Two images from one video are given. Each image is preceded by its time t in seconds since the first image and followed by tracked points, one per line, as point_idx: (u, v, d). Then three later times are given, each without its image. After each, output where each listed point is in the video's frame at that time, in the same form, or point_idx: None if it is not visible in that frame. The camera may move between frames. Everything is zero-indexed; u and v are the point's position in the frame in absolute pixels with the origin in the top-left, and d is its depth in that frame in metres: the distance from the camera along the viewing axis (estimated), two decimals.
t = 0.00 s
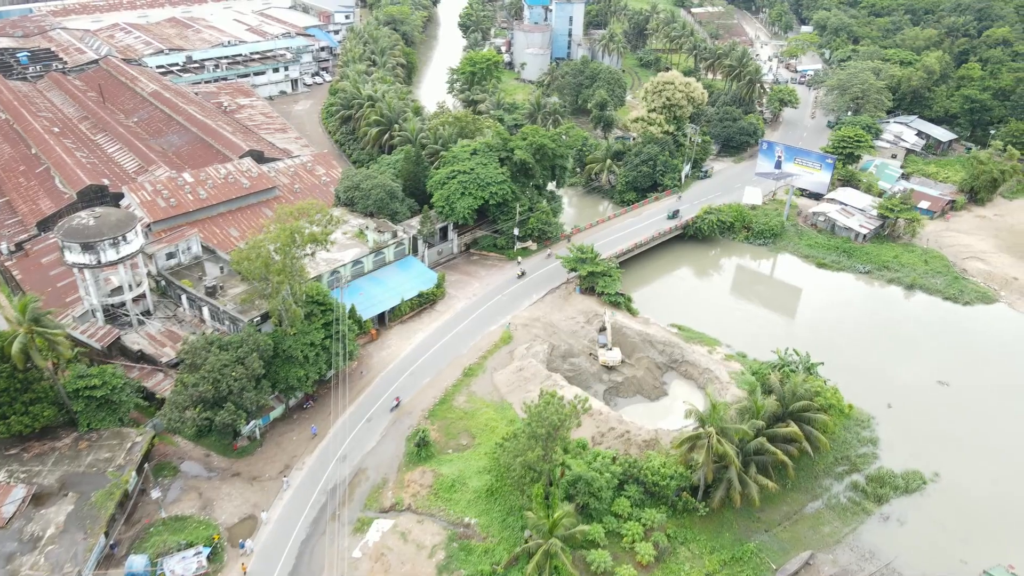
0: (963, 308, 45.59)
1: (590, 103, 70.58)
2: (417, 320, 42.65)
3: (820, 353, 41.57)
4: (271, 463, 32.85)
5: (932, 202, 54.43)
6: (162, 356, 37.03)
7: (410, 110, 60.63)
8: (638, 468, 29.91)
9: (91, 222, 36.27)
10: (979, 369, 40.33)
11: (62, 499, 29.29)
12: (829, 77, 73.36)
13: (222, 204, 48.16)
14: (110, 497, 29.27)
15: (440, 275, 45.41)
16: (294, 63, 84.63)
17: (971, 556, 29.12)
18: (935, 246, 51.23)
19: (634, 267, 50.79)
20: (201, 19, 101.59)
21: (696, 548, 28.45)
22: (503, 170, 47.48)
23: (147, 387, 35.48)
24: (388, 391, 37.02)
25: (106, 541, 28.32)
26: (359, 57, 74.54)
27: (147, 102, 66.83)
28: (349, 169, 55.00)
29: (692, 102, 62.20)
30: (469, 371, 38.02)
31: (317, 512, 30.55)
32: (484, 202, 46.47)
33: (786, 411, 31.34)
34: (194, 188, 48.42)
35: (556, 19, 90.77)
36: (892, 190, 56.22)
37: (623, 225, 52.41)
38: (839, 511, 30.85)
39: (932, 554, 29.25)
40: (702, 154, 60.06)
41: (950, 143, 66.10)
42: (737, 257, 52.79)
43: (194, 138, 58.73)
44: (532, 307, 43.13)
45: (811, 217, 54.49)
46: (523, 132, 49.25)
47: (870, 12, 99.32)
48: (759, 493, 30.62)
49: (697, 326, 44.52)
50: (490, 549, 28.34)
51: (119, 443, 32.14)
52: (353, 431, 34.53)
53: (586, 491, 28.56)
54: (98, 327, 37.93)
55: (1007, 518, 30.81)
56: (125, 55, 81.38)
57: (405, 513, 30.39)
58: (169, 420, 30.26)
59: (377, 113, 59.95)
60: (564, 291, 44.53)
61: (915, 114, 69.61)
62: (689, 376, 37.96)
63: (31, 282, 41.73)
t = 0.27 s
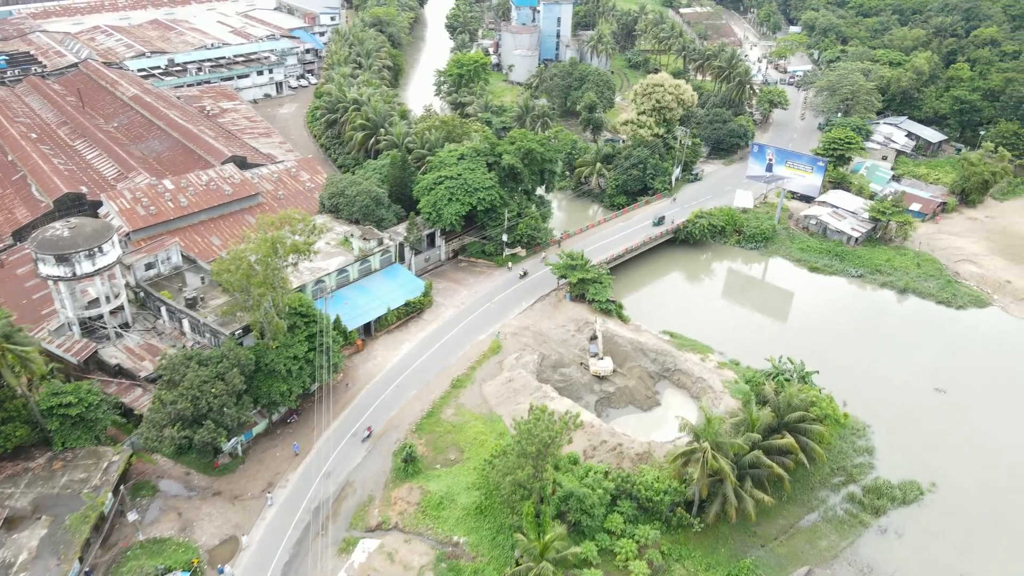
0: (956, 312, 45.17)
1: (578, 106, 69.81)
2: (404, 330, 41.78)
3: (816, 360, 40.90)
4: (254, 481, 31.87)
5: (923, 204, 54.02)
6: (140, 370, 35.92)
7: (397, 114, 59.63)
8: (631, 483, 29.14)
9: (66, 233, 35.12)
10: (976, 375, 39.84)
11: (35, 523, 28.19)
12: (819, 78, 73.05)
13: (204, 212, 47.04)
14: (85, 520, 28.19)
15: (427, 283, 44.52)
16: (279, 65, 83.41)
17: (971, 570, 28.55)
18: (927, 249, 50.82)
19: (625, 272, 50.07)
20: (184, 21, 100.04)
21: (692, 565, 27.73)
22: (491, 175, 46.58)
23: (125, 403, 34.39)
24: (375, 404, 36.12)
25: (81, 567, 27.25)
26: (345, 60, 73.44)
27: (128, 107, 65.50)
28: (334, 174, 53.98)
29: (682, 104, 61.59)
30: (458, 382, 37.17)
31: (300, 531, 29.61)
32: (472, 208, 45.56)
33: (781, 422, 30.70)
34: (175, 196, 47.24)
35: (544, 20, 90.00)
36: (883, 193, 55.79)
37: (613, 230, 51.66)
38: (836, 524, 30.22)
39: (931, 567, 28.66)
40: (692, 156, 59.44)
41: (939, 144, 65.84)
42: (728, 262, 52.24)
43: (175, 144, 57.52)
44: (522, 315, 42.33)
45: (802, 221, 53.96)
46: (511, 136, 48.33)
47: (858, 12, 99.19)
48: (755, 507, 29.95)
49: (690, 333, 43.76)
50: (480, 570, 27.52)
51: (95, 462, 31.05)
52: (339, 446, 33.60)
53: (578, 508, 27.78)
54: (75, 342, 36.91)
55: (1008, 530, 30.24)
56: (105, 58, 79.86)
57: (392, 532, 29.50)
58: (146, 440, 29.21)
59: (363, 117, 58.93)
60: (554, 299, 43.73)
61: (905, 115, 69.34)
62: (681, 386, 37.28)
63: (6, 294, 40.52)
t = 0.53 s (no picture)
0: (949, 316, 44.74)
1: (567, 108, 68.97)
2: (390, 340, 40.89)
3: (811, 368, 40.24)
4: (235, 500, 30.88)
5: (914, 206, 53.62)
6: (118, 386, 34.80)
7: (382, 117, 58.65)
8: (625, 498, 28.34)
9: (39, 244, 33.92)
10: (972, 382, 39.36)
11: (6, 549, 27.09)
12: (808, 79, 72.66)
13: (184, 219, 45.88)
14: (58, 545, 27.12)
15: (414, 292, 43.65)
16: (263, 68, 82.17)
17: None
18: (919, 252, 50.39)
19: (616, 278, 49.32)
20: (167, 23, 98.48)
21: None
22: (478, 180, 45.73)
23: (102, 420, 33.28)
24: (361, 418, 35.18)
25: None
26: (330, 62, 72.34)
27: (107, 111, 64.12)
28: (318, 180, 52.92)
29: (672, 107, 60.54)
30: (445, 394, 36.31)
31: (283, 552, 28.64)
32: (459, 214, 44.66)
33: (777, 434, 30.06)
34: (154, 203, 46.04)
35: (532, 21, 89.24)
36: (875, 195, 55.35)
37: (603, 235, 50.87)
38: (833, 538, 29.60)
39: None
40: (682, 159, 58.83)
41: (929, 145, 65.55)
42: (719, 266, 51.66)
43: (156, 149, 56.26)
44: (511, 323, 41.51)
45: (794, 224, 53.43)
46: (499, 140, 47.43)
47: (846, 13, 99.03)
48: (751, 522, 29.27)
49: (683, 340, 42.99)
50: None
51: (69, 483, 29.98)
52: (323, 462, 32.66)
53: (570, 526, 26.98)
54: (50, 356, 35.86)
55: (1010, 541, 29.67)
56: (85, 62, 78.33)
57: (378, 552, 28.60)
58: (122, 460, 28.16)
59: (348, 121, 57.90)
60: (544, 306, 42.92)
61: (894, 115, 69.06)
62: (674, 395, 36.58)
63: None
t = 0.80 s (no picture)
0: (943, 321, 44.31)
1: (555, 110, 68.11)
2: (376, 350, 39.98)
3: (807, 375, 39.59)
4: (216, 520, 29.87)
5: (906, 209, 53.27)
6: (94, 402, 33.67)
7: (368, 121, 57.68)
8: (618, 515, 27.50)
9: (11, 257, 32.73)
10: (969, 389, 38.95)
11: None
12: (798, 80, 72.26)
13: (164, 228, 44.74)
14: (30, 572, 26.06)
15: (401, 300, 42.78)
16: (247, 71, 80.90)
17: None
18: (911, 255, 49.96)
19: (606, 284, 48.57)
20: (149, 25, 96.89)
21: None
22: (466, 186, 44.82)
23: (78, 438, 32.15)
24: (346, 433, 34.24)
25: None
26: (314, 65, 71.22)
27: (86, 116, 62.71)
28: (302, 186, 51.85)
29: (661, 109, 60.24)
30: (433, 407, 35.45)
31: None
32: (446, 221, 43.73)
33: (772, 446, 29.46)
34: (133, 211, 44.86)
35: (519, 22, 88.47)
36: (866, 198, 54.99)
37: (594, 240, 50.07)
38: (830, 552, 28.96)
39: None
40: (672, 162, 58.27)
41: (919, 146, 65.24)
42: (711, 271, 51.04)
43: (136, 155, 54.98)
44: (500, 332, 40.68)
45: (785, 227, 53.02)
46: (487, 145, 46.56)
47: (834, 13, 98.86)
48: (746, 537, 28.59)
49: (676, 348, 42.21)
50: None
51: (43, 506, 28.90)
52: (307, 479, 31.69)
53: (562, 545, 26.07)
54: (24, 372, 34.47)
55: (1012, 554, 29.15)
56: (64, 65, 76.79)
57: (364, 574, 27.70)
58: (96, 483, 27.12)
59: (333, 125, 56.87)
60: (533, 314, 42.11)
61: (884, 116, 68.77)
62: (667, 406, 35.89)
63: None
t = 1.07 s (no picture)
0: (937, 325, 43.90)
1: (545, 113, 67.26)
2: (363, 361, 39.15)
3: (803, 383, 38.99)
4: (198, 540, 28.92)
5: (898, 211, 52.90)
6: (72, 419, 32.63)
7: (354, 125, 56.76)
8: (614, 532, 26.27)
9: None
10: (966, 397, 38.52)
11: None
12: (788, 81, 71.91)
13: (146, 236, 43.71)
14: None
15: (388, 309, 41.96)
16: (231, 74, 79.72)
17: None
18: (904, 258, 49.59)
19: (598, 289, 47.89)
20: (131, 28, 95.42)
21: None
22: (454, 192, 43.94)
23: (54, 456, 31.11)
24: (332, 447, 33.38)
25: None
26: (300, 67, 70.24)
27: (66, 121, 61.38)
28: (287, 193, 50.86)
29: (652, 112, 59.22)
30: (421, 419, 34.65)
31: None
32: (434, 227, 42.89)
33: (768, 459, 28.92)
34: (113, 220, 43.75)
35: (507, 23, 87.84)
36: (858, 200, 54.55)
37: (584, 246, 49.38)
38: (828, 566, 28.35)
39: None
40: (663, 165, 57.66)
41: (909, 147, 65.00)
42: (703, 275, 50.50)
43: (117, 161, 53.80)
44: (490, 341, 39.93)
45: (777, 231, 52.48)
46: (475, 149, 45.67)
47: (823, 13, 98.74)
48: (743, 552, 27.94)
49: (670, 355, 41.49)
50: None
51: (14, 529, 27.46)
52: (292, 497, 30.81)
53: (555, 565, 24.67)
54: None
55: (1014, 566, 28.66)
56: (44, 69, 75.37)
57: None
58: (71, 506, 26.15)
59: (318, 130, 55.92)
60: (523, 322, 41.35)
61: (874, 117, 68.49)
62: (660, 416, 35.25)
63: None
